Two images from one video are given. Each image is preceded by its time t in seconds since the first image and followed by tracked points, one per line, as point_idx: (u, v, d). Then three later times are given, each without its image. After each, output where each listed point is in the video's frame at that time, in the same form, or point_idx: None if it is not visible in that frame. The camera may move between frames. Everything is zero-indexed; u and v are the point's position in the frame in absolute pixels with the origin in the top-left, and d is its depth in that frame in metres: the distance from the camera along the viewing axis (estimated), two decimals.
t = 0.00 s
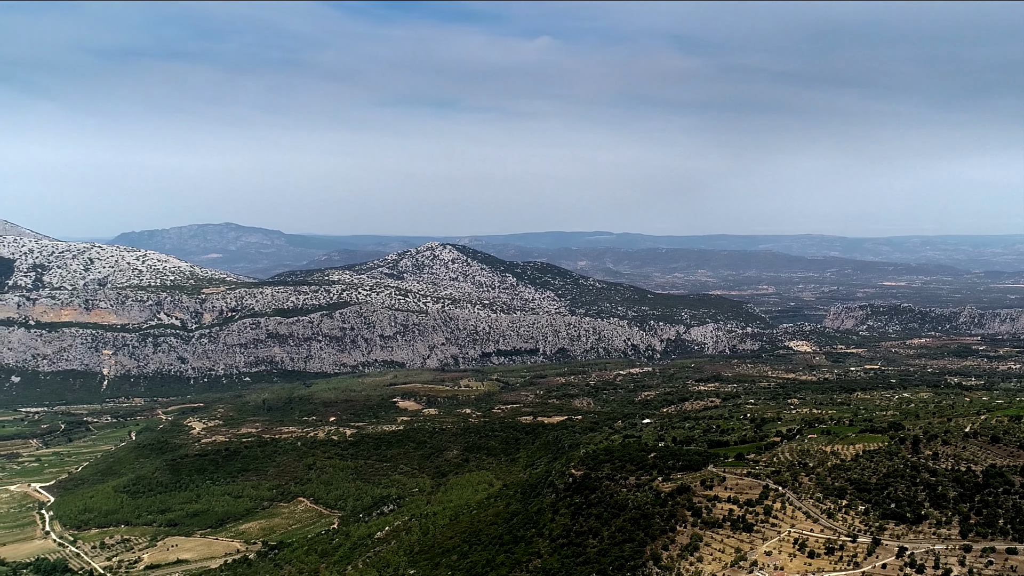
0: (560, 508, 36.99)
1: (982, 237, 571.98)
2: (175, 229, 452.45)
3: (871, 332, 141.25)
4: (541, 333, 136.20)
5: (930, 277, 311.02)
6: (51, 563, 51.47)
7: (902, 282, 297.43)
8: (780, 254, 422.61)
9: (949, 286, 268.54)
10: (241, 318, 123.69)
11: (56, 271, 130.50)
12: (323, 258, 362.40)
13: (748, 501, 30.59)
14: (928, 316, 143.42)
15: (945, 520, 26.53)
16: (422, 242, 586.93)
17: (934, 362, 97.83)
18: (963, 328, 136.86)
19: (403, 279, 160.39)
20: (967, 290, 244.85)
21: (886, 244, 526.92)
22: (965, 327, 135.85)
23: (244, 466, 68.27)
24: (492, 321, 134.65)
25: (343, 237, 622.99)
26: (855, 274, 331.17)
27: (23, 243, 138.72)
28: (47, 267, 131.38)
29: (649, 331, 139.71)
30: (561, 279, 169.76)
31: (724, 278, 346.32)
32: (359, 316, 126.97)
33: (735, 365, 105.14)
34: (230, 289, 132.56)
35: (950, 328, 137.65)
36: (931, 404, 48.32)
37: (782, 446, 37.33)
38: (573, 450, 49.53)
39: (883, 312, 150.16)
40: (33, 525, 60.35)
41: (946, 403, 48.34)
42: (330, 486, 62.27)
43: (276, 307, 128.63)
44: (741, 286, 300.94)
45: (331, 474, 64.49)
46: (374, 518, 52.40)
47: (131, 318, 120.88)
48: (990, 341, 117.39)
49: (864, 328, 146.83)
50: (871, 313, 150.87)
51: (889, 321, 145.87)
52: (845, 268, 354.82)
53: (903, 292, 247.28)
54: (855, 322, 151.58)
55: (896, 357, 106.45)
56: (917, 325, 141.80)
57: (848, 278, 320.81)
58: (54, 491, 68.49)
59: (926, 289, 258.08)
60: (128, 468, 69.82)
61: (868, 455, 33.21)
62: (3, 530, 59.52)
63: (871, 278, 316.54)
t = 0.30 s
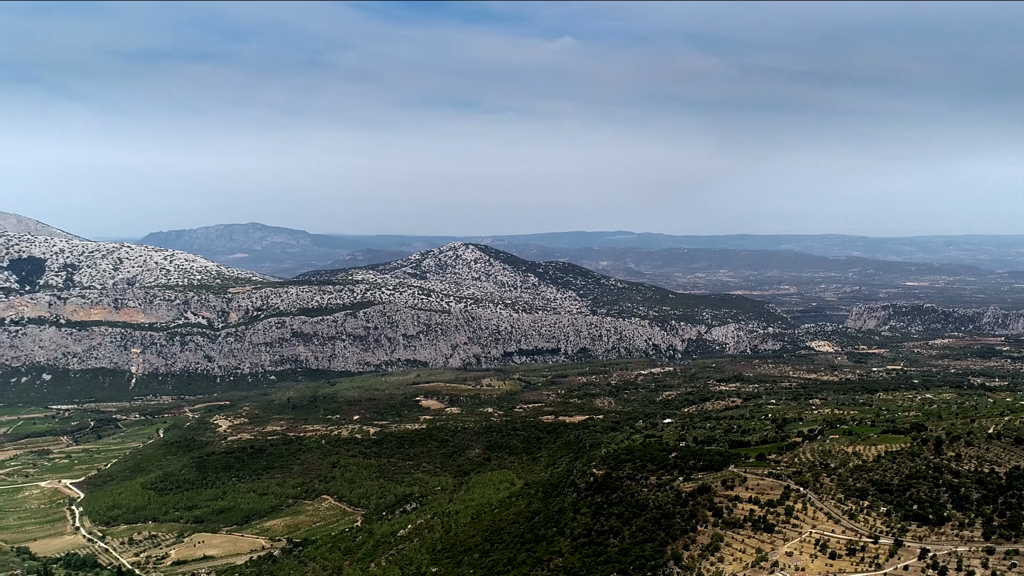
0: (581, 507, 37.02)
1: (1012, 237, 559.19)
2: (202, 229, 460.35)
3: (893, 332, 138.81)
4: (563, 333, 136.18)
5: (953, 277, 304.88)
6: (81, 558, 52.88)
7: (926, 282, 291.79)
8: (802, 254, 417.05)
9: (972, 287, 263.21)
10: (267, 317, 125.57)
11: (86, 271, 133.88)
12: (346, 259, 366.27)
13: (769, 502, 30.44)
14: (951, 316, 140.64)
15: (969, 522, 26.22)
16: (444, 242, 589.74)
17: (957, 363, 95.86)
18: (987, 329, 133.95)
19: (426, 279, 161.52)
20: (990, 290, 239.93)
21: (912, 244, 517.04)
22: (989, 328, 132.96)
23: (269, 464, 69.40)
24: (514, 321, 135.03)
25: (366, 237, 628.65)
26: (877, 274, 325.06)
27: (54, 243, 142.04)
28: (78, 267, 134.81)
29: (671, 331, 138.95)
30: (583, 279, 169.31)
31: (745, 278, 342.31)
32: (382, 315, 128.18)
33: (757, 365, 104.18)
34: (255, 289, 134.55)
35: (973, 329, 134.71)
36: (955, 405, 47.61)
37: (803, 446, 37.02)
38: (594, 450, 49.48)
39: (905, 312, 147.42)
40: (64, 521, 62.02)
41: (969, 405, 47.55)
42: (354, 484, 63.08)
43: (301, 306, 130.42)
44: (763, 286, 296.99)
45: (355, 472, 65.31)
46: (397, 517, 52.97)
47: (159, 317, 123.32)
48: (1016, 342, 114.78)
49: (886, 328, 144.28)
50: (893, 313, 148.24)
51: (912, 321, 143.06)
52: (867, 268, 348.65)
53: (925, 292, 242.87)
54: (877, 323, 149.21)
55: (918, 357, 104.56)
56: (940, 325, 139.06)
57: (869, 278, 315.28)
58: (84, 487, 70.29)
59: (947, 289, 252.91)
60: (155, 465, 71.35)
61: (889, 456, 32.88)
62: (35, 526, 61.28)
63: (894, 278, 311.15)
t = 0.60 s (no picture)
0: (620, 507, 37.06)
1: None
2: (251, 229, 473.73)
3: (935, 334, 134.13)
4: (603, 332, 135.76)
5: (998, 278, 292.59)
6: (135, 550, 55.57)
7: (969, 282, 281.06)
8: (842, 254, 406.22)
9: (1021, 287, 253.36)
10: (314, 316, 128.86)
11: (140, 270, 139.80)
12: (389, 258, 372.45)
13: (808, 503, 30.10)
14: (996, 318, 134.93)
15: (1014, 526, 25.58)
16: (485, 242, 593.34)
17: (1004, 365, 92.21)
18: None
19: (468, 279, 163.18)
20: None
21: (960, 244, 498.95)
22: None
23: (315, 460, 71.45)
24: (554, 320, 135.38)
25: (408, 237, 637.00)
26: (921, 275, 313.77)
27: (110, 243, 148.22)
28: (132, 266, 140.77)
29: (710, 331, 136.87)
30: (623, 279, 168.29)
31: (785, 278, 334.93)
32: (425, 314, 130.17)
33: (798, 366, 102.23)
34: (303, 288, 138.00)
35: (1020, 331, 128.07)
36: (1000, 407, 46.20)
37: (844, 448, 36.42)
38: (633, 449, 49.28)
39: (949, 312, 142.06)
40: (118, 514, 65.18)
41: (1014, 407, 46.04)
42: (397, 480, 64.46)
43: (347, 305, 133.31)
44: (805, 286, 289.76)
45: (398, 469, 66.72)
46: (438, 513, 53.97)
47: (210, 315, 127.81)
48: None
49: (928, 329, 139.25)
50: (936, 315, 142.91)
51: (954, 322, 137.27)
52: (910, 268, 338.11)
53: (971, 292, 234.41)
54: (920, 324, 144.46)
55: (962, 358, 100.81)
56: (985, 327, 133.49)
57: (909, 279, 304.25)
58: (137, 481, 73.60)
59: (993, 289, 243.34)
60: (205, 460, 74.18)
61: (931, 459, 32.22)
62: (91, 518, 64.52)
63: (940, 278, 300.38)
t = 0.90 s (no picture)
0: (662, 507, 37.00)
1: None
2: (301, 229, 486.23)
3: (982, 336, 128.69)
4: (646, 332, 134.80)
5: None
6: (188, 542, 58.18)
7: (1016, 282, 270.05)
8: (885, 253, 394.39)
9: None
10: (363, 315, 131.93)
11: (195, 269, 145.88)
12: (436, 259, 377.46)
13: (851, 505, 29.75)
14: None
15: None
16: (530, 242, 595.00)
17: None
18: None
19: (513, 278, 164.20)
20: None
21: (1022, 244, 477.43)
22: None
23: (363, 457, 73.38)
24: (598, 320, 135.16)
25: (451, 237, 643.41)
26: (966, 275, 302.24)
27: (167, 243, 154.62)
28: (188, 266, 146.91)
29: (753, 331, 134.50)
30: (667, 279, 166.41)
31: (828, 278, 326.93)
32: (471, 314, 131.74)
33: (841, 367, 99.86)
34: (352, 287, 140.85)
35: None
36: None
37: (888, 450, 35.78)
38: (676, 450, 48.96)
39: (998, 313, 136.34)
40: (173, 507, 68.30)
41: None
42: (442, 478, 65.70)
43: (394, 305, 135.83)
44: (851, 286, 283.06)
45: (443, 466, 68.00)
46: (483, 511, 54.83)
47: (263, 314, 132.12)
48: None
49: (975, 330, 133.73)
50: (984, 316, 137.24)
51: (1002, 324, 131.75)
52: (957, 268, 327.49)
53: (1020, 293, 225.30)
54: (966, 324, 138.44)
55: (1011, 361, 97.07)
56: None
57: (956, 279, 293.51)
58: (192, 476, 76.90)
59: None
60: (257, 456, 76.93)
61: (978, 463, 31.57)
62: (148, 511, 67.80)
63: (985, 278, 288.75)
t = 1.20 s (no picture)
0: (701, 507, 36.93)
1: None
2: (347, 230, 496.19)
3: None
4: (686, 333, 133.41)
5: None
6: (236, 536, 60.62)
7: None
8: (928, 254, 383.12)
9: None
10: (407, 314, 134.25)
11: (245, 269, 150.95)
12: (478, 259, 380.85)
13: (891, 508, 29.35)
14: None
15: None
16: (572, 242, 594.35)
17: None
18: None
19: (555, 278, 164.56)
20: None
21: None
22: None
23: (406, 454, 74.94)
24: (639, 319, 134.38)
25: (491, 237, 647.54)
26: (1011, 275, 291.79)
27: (218, 243, 160.36)
28: (238, 266, 152.05)
29: (794, 331, 131.90)
30: (707, 280, 163.82)
31: (870, 279, 318.69)
32: (513, 313, 132.81)
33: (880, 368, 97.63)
34: (395, 287, 143.39)
35: None
36: None
37: (930, 453, 35.01)
38: (715, 449, 48.53)
39: None
40: (222, 502, 71.08)
41: None
42: (483, 476, 66.66)
43: (437, 304, 137.70)
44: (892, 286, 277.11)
45: (484, 464, 68.97)
46: (523, 509, 55.48)
47: (309, 312, 135.84)
48: None
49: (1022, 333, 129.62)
50: None
51: None
52: (1002, 268, 317.70)
53: None
54: (1013, 327, 134.43)
55: None
56: None
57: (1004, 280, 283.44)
58: (239, 471, 79.78)
59: None
60: (303, 452, 79.32)
61: None
62: (197, 505, 70.66)
63: None
